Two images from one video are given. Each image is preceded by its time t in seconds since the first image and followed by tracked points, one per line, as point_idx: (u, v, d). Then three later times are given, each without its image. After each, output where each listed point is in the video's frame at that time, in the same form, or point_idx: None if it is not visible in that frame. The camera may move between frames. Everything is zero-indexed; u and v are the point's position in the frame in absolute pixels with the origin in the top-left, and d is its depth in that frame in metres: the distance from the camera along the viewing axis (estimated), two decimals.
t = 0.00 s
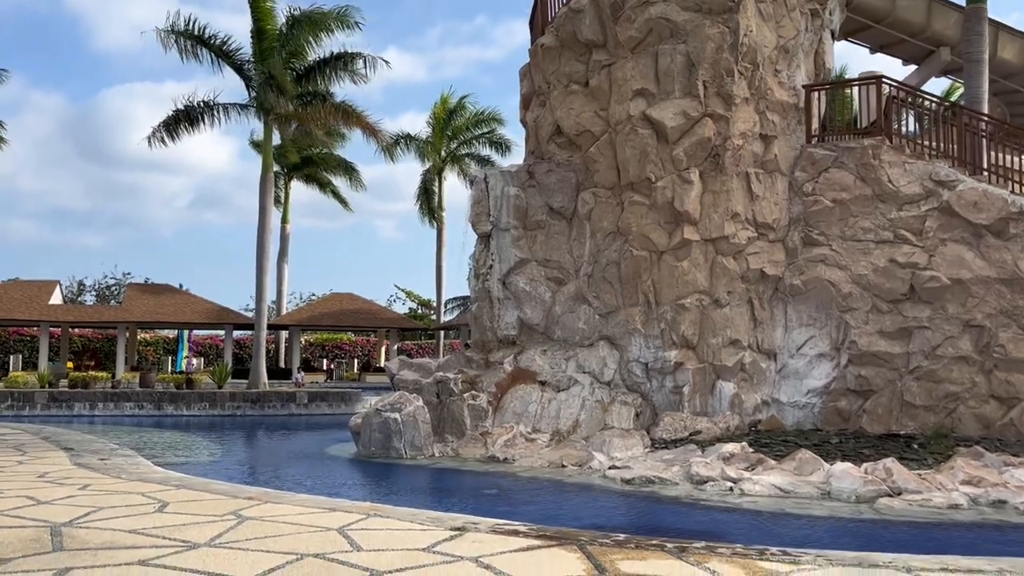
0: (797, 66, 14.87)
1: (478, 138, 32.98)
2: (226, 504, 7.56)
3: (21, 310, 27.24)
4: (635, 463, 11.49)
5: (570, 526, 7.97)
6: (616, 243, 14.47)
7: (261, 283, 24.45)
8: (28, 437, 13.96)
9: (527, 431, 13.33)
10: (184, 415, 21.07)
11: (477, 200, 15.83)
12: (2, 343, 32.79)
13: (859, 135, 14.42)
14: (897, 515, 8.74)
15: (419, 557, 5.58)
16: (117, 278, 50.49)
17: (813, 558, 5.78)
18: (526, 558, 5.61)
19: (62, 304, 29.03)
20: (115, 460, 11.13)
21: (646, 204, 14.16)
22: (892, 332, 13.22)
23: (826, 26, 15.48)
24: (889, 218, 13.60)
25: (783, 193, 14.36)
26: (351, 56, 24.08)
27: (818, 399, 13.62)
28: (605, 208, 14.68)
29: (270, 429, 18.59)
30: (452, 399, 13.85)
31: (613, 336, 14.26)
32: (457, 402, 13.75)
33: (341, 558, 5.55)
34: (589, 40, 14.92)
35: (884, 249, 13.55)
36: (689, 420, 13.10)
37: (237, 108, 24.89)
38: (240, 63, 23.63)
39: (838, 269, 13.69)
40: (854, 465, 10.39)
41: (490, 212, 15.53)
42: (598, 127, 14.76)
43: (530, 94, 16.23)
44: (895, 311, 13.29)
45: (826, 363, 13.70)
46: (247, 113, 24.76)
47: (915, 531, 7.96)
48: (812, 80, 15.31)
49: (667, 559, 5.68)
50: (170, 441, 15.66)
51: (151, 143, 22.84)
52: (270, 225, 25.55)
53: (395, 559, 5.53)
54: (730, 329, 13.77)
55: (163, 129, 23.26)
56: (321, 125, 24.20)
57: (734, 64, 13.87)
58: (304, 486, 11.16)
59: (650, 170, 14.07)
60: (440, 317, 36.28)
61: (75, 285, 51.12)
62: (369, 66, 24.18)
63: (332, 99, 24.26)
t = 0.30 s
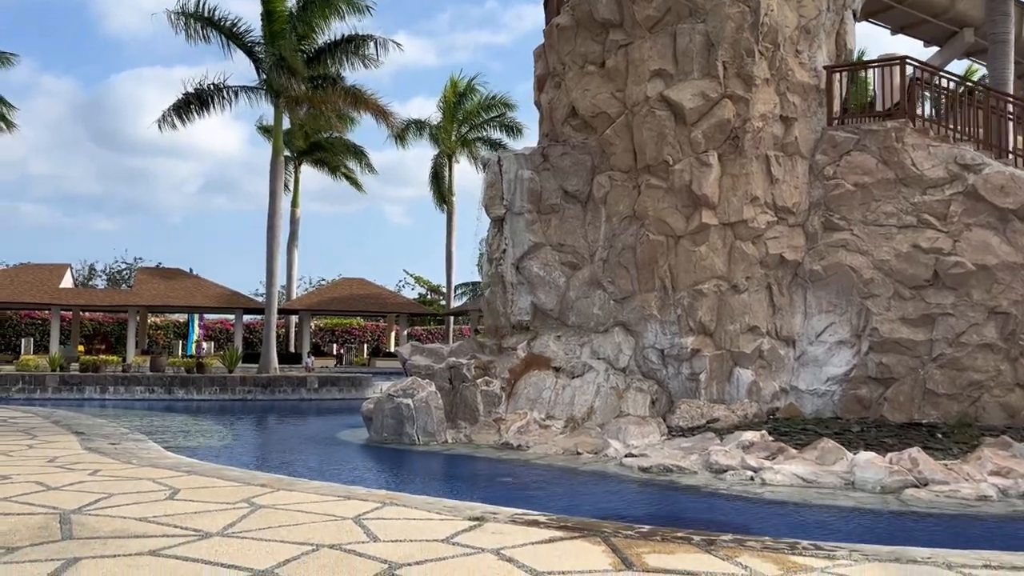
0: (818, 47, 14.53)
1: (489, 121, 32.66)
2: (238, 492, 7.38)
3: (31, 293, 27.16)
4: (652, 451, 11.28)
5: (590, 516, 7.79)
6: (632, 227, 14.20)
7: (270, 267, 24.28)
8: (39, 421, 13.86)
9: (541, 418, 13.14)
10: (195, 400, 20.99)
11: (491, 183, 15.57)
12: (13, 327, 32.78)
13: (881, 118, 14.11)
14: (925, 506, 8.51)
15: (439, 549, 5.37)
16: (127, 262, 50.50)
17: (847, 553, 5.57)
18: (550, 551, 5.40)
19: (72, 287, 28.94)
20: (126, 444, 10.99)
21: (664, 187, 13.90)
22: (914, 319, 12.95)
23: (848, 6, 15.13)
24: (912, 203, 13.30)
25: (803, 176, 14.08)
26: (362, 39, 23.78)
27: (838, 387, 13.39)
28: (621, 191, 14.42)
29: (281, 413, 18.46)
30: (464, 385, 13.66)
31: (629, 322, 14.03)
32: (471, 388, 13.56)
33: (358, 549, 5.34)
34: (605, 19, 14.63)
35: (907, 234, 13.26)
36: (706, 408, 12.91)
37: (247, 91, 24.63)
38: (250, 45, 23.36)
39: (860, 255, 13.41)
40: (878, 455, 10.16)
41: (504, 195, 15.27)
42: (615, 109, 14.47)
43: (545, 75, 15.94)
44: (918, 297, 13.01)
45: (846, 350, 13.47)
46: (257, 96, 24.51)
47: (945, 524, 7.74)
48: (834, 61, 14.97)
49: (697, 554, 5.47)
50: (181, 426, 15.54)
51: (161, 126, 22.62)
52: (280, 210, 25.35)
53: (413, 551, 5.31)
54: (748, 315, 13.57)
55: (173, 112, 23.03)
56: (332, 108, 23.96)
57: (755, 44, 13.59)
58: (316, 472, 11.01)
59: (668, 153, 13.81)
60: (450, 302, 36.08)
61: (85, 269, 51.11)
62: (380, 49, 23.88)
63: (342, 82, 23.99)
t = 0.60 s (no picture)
0: (844, 28, 14.15)
1: (503, 106, 32.36)
2: (252, 482, 7.20)
3: (44, 278, 27.12)
4: (672, 441, 11.05)
5: (613, 509, 7.58)
6: (652, 213, 13.92)
7: (283, 253, 24.10)
8: (52, 406, 13.76)
9: (558, 406, 12.92)
10: (207, 385, 20.89)
11: (507, 167, 15.30)
12: (28, 312, 32.84)
13: (907, 102, 13.74)
14: (958, 501, 8.25)
15: (460, 545, 5.14)
16: (141, 248, 50.53)
17: (887, 553, 5.32)
18: (577, 548, 5.17)
19: (86, 272, 28.90)
20: (138, 431, 10.85)
21: (684, 171, 13.61)
22: (941, 307, 12.63)
23: None
24: (940, 188, 12.96)
25: (828, 161, 13.75)
26: (375, 22, 23.48)
27: (862, 377, 13.10)
28: (640, 176, 14.11)
29: (294, 400, 18.33)
30: (480, 372, 13.44)
31: (648, 309, 13.75)
32: (486, 376, 13.35)
33: (375, 545, 5.12)
34: None
35: (934, 220, 12.92)
36: (726, 397, 12.68)
37: (260, 75, 24.40)
38: (263, 29, 23.10)
39: (885, 241, 13.07)
40: (907, 447, 9.90)
41: (520, 180, 15.00)
42: (634, 91, 14.16)
43: (562, 58, 15.62)
44: (945, 286, 12.69)
45: (870, 339, 13.16)
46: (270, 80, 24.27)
47: (981, 519, 7.48)
48: (859, 43, 14.58)
49: (730, 553, 5.24)
50: (194, 412, 15.42)
51: (173, 110, 22.43)
52: (293, 196, 25.15)
53: (433, 547, 5.08)
54: (771, 303, 13.31)
55: (186, 97, 22.83)
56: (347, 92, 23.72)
57: (779, 25, 13.26)
58: (330, 460, 10.85)
59: (689, 136, 13.50)
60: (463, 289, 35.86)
61: (99, 254, 51.20)
62: (394, 33, 23.60)
63: (356, 66, 23.72)
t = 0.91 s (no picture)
0: (878, 7, 13.72)
1: (523, 91, 31.98)
2: (274, 471, 7.01)
3: (65, 263, 27.16)
4: (701, 431, 10.79)
5: (644, 502, 7.34)
6: (679, 197, 13.59)
7: (302, 239, 23.96)
8: (71, 391, 13.71)
9: (583, 394, 12.67)
10: (227, 371, 20.82)
11: (531, 151, 15.02)
12: (48, 297, 32.98)
13: (944, 83, 13.33)
14: (1003, 495, 7.94)
15: (492, 541, 4.92)
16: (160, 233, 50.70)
17: (942, 552, 5.05)
18: (615, 544, 4.93)
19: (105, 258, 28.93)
20: (157, 417, 10.73)
21: (713, 155, 13.28)
22: (978, 295, 12.24)
23: None
24: (977, 171, 12.57)
25: (861, 144, 13.35)
26: (396, 5, 23.20)
27: (895, 366, 12.76)
28: (667, 159, 13.80)
29: (312, 386, 18.19)
30: (502, 359, 13.21)
31: (674, 296, 13.47)
32: (509, 363, 13.12)
33: (404, 539, 4.90)
34: None
35: (971, 205, 12.54)
36: (755, 386, 12.40)
37: (279, 58, 24.18)
38: (282, 11, 22.87)
39: (920, 227, 12.69)
40: (946, 439, 9.59)
41: (544, 163, 14.72)
42: (662, 72, 13.83)
43: (587, 38, 15.29)
44: (982, 272, 12.30)
45: (904, 327, 12.81)
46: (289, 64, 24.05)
47: None
48: (894, 22, 14.15)
49: (776, 551, 4.98)
50: (213, 398, 15.31)
51: (192, 94, 22.27)
52: (313, 181, 24.99)
53: (465, 543, 4.86)
54: (801, 290, 13.00)
55: (205, 81, 22.67)
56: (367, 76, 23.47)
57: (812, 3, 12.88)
58: (351, 447, 10.69)
59: (718, 118, 13.18)
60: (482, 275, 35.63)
61: (118, 239, 51.40)
62: (414, 15, 23.31)
63: (376, 49, 23.44)
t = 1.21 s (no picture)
0: None
1: (544, 80, 31.70)
2: (301, 465, 6.86)
3: (87, 252, 27.22)
4: (732, 424, 10.55)
5: (679, 498, 7.12)
6: (709, 184, 13.30)
7: (324, 228, 23.86)
8: (93, 381, 13.66)
9: (609, 386, 12.45)
10: (248, 360, 20.77)
11: (556, 138, 14.78)
12: (71, 285, 33.15)
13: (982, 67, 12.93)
14: None
15: (530, 541, 4.71)
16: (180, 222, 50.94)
17: (1005, 556, 4.79)
18: (659, 545, 4.72)
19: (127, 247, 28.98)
20: (180, 408, 10.63)
21: (744, 141, 12.98)
22: (1018, 285, 11.87)
23: None
24: (1018, 158, 12.19)
25: (896, 130, 12.98)
26: None
27: (930, 358, 12.42)
28: (696, 146, 13.50)
29: (333, 376, 18.09)
30: (527, 350, 13.00)
31: (703, 286, 13.19)
32: (534, 354, 12.92)
33: (439, 538, 4.71)
34: None
35: (1011, 192, 12.17)
36: (787, 377, 12.13)
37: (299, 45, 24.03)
38: None
39: (957, 215, 12.34)
40: (988, 434, 9.29)
41: (570, 150, 14.48)
42: (691, 57, 13.52)
43: (614, 23, 14.99)
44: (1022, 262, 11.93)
45: (939, 318, 12.48)
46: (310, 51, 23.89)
47: None
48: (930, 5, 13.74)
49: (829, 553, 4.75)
50: (235, 388, 15.23)
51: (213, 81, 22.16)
52: (333, 169, 24.84)
53: (502, 543, 4.66)
54: (833, 280, 12.71)
55: (225, 68, 22.55)
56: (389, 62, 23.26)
57: None
58: (375, 439, 10.53)
59: (749, 104, 12.88)
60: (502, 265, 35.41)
61: (139, 227, 51.69)
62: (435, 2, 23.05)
63: (398, 35, 23.21)
